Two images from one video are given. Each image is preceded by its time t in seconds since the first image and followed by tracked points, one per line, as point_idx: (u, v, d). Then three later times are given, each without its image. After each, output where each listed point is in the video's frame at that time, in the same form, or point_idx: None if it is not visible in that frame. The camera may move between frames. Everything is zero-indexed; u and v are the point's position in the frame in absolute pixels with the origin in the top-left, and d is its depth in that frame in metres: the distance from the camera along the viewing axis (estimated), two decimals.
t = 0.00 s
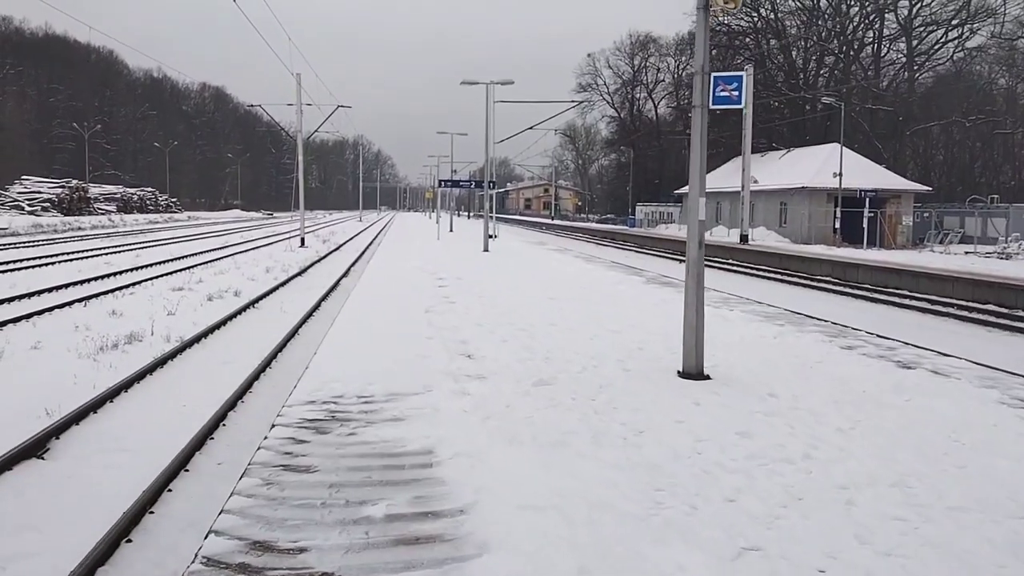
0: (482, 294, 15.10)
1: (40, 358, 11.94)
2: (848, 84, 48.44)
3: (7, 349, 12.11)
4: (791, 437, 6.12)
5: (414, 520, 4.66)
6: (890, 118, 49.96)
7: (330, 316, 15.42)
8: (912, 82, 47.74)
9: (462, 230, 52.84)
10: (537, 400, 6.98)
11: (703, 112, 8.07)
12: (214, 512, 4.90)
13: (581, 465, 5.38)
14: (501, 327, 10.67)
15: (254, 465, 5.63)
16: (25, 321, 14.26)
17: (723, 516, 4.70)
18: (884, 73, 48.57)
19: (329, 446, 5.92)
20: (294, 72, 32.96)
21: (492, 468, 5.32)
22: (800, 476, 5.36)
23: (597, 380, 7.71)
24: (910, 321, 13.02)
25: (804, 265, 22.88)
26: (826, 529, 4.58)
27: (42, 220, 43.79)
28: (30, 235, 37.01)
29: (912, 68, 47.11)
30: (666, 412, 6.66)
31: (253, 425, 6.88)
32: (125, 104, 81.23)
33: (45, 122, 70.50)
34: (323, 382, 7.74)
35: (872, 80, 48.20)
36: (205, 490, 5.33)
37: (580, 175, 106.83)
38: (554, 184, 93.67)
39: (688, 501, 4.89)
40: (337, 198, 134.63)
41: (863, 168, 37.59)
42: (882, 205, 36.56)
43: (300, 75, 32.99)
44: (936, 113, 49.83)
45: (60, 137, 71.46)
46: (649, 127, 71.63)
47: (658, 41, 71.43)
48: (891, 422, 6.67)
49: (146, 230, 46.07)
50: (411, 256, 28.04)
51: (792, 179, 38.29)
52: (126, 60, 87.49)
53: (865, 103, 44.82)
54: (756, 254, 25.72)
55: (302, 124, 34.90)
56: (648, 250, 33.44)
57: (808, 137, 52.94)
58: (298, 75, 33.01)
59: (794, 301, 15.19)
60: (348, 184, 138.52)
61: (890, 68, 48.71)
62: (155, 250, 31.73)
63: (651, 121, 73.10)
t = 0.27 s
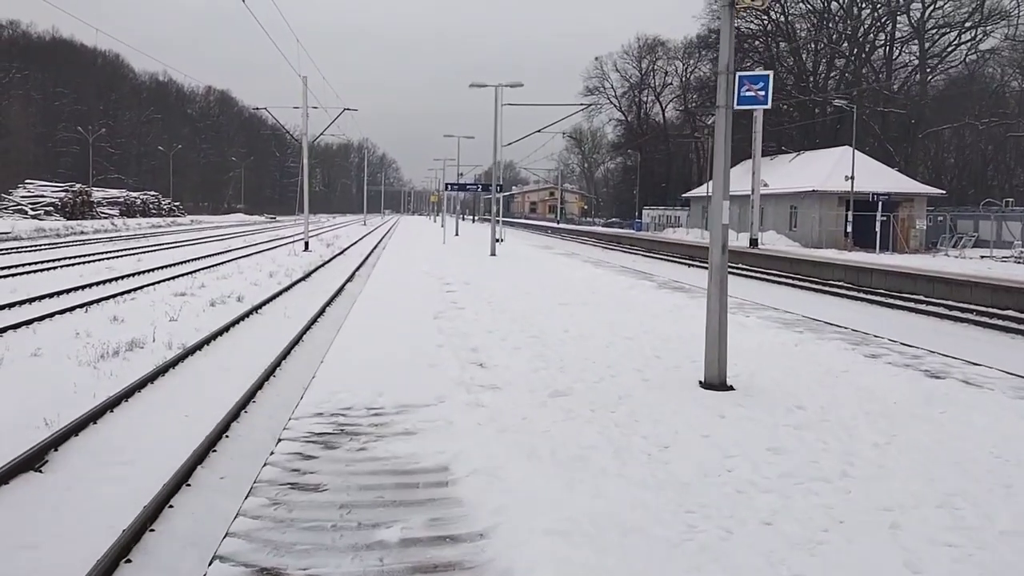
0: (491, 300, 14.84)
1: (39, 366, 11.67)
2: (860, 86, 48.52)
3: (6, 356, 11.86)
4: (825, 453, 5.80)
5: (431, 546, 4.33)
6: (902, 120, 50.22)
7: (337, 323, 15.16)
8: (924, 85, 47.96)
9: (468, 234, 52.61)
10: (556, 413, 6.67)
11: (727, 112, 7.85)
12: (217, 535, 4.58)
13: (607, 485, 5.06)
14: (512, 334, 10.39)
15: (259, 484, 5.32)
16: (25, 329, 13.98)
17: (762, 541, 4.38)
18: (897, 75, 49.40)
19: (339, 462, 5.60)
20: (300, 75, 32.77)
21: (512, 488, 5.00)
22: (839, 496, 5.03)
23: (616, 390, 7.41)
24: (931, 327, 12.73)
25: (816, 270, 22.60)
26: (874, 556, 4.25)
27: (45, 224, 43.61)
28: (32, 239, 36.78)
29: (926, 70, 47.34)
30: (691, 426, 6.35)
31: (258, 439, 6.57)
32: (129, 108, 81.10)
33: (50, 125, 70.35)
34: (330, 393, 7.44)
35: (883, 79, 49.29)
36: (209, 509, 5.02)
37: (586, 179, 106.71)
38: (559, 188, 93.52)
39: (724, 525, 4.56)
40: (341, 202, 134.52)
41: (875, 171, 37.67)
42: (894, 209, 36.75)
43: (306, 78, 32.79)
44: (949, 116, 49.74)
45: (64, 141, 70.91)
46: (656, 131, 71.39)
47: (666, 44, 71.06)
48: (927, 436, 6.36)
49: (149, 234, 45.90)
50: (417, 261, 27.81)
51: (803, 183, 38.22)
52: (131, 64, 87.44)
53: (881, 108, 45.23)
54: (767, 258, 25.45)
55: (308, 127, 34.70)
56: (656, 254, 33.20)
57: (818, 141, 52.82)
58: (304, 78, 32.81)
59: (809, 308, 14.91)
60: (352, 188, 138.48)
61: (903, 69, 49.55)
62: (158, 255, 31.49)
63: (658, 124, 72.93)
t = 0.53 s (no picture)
0: (500, 304, 14.65)
1: (40, 373, 11.47)
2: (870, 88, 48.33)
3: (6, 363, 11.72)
4: (852, 467, 5.54)
5: (441, 570, 4.06)
6: (914, 122, 49.96)
7: (343, 329, 14.98)
8: (935, 87, 47.82)
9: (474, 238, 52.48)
10: (568, 423, 6.43)
11: (745, 113, 7.63)
12: (216, 556, 4.32)
13: (624, 503, 4.79)
14: (523, 341, 10.18)
15: (260, 500, 5.06)
16: (26, 335, 13.79)
17: (792, 565, 4.11)
18: (908, 77, 49.21)
19: (345, 476, 5.35)
20: (305, 78, 32.67)
21: (525, 508, 4.72)
22: (870, 514, 4.77)
23: (631, 400, 7.17)
24: (949, 333, 12.50)
25: (828, 274, 22.37)
26: None
27: (50, 228, 43.58)
28: (37, 243, 36.76)
29: (937, 72, 47.26)
30: (710, 438, 6.09)
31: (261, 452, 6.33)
32: (135, 112, 81.21)
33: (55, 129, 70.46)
34: (336, 401, 7.21)
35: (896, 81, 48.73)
36: (209, 526, 4.77)
37: (593, 182, 106.61)
38: (565, 191, 93.41)
39: (751, 547, 4.30)
40: (346, 205, 134.50)
41: (886, 173, 37.51)
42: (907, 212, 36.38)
43: (311, 80, 32.72)
44: (961, 118, 49.67)
45: (68, 145, 71.08)
46: (664, 133, 71.24)
47: (673, 47, 70.86)
48: (956, 449, 6.09)
49: (153, 238, 45.86)
50: (423, 265, 27.66)
51: (813, 185, 38.12)
52: (136, 67, 87.54)
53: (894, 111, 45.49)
54: (778, 262, 25.21)
55: (313, 131, 34.61)
56: (665, 258, 33.04)
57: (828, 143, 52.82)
58: (309, 80, 32.72)
59: (823, 315, 14.69)
60: (357, 191, 138.58)
61: (914, 71, 49.36)
62: (162, 259, 31.40)
63: (665, 127, 72.70)
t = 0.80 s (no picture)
0: (507, 309, 14.41)
1: (40, 377, 11.25)
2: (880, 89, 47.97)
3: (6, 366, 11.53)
4: (881, 483, 5.29)
5: None
6: (925, 123, 49.70)
7: (348, 332, 14.76)
8: (946, 88, 47.42)
9: (481, 241, 52.30)
10: (582, 433, 6.17)
11: (761, 111, 7.00)
12: None
13: (642, 520, 4.53)
14: (532, 347, 9.94)
15: (259, 513, 4.80)
16: (28, 339, 13.60)
17: None
18: (916, 78, 48.51)
19: (348, 488, 5.09)
20: (310, 80, 32.53)
21: (538, 525, 4.46)
22: (906, 535, 4.49)
23: (646, 409, 6.91)
24: (970, 340, 12.20)
25: (841, 277, 22.06)
26: None
27: (56, 231, 43.60)
28: (42, 246, 36.74)
29: (947, 73, 46.85)
30: (731, 451, 5.83)
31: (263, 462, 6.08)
32: (140, 115, 81.29)
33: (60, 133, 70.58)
34: (340, 409, 6.96)
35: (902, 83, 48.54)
36: (204, 541, 4.52)
37: (600, 184, 106.38)
38: (572, 194, 93.24)
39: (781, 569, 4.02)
40: (352, 209, 134.55)
41: (899, 177, 37.52)
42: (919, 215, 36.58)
43: (315, 83, 32.57)
44: (972, 119, 49.25)
45: (74, 148, 71.25)
46: (671, 136, 70.94)
47: (679, 48, 70.55)
48: (989, 463, 5.82)
49: (159, 241, 45.80)
50: (430, 268, 27.44)
51: (825, 188, 37.90)
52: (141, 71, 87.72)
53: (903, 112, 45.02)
54: (789, 267, 24.90)
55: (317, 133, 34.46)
56: (674, 261, 32.79)
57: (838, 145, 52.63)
58: (313, 83, 32.58)
59: (838, 322, 14.39)
60: (363, 195, 138.69)
61: (923, 72, 48.63)
62: (166, 262, 31.30)
63: (672, 129, 72.33)
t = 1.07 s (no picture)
0: (516, 314, 14.20)
1: (39, 383, 11.06)
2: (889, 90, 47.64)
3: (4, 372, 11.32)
4: (911, 501, 5.04)
5: None
6: (935, 125, 49.34)
7: (353, 337, 14.55)
8: (956, 89, 47.08)
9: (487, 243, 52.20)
10: (594, 445, 5.92)
11: (776, 112, 6.58)
12: None
13: (662, 542, 4.27)
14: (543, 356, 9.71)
15: (257, 533, 4.55)
16: (28, 344, 13.41)
17: None
18: (926, 79, 48.33)
19: (350, 507, 4.84)
20: (313, 82, 32.36)
21: (552, 547, 4.21)
22: (942, 558, 4.23)
23: (660, 419, 6.67)
24: (989, 346, 11.91)
25: (853, 279, 21.76)
26: None
27: (60, 233, 43.56)
28: (46, 247, 36.65)
29: (957, 74, 46.50)
30: (752, 464, 5.58)
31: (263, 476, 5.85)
32: (144, 117, 81.46)
33: (65, 134, 70.64)
34: (343, 419, 6.72)
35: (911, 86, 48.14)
36: (199, 564, 4.27)
37: (606, 186, 106.20)
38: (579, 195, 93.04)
39: None
40: (357, 210, 134.53)
41: (912, 179, 37.51)
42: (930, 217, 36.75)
43: (319, 85, 32.40)
44: (982, 120, 48.92)
45: (77, 149, 71.67)
46: (678, 137, 70.70)
47: (685, 49, 70.25)
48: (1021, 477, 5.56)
49: (164, 242, 45.81)
50: (436, 271, 27.26)
51: (835, 189, 37.70)
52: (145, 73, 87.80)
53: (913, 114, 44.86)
54: (799, 268, 24.62)
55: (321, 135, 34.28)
56: (683, 263, 32.60)
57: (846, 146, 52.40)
58: (317, 85, 32.41)
59: (852, 326, 14.14)
60: (369, 196, 138.72)
61: (933, 74, 48.45)
62: (170, 264, 31.15)
63: (679, 130, 72.09)
